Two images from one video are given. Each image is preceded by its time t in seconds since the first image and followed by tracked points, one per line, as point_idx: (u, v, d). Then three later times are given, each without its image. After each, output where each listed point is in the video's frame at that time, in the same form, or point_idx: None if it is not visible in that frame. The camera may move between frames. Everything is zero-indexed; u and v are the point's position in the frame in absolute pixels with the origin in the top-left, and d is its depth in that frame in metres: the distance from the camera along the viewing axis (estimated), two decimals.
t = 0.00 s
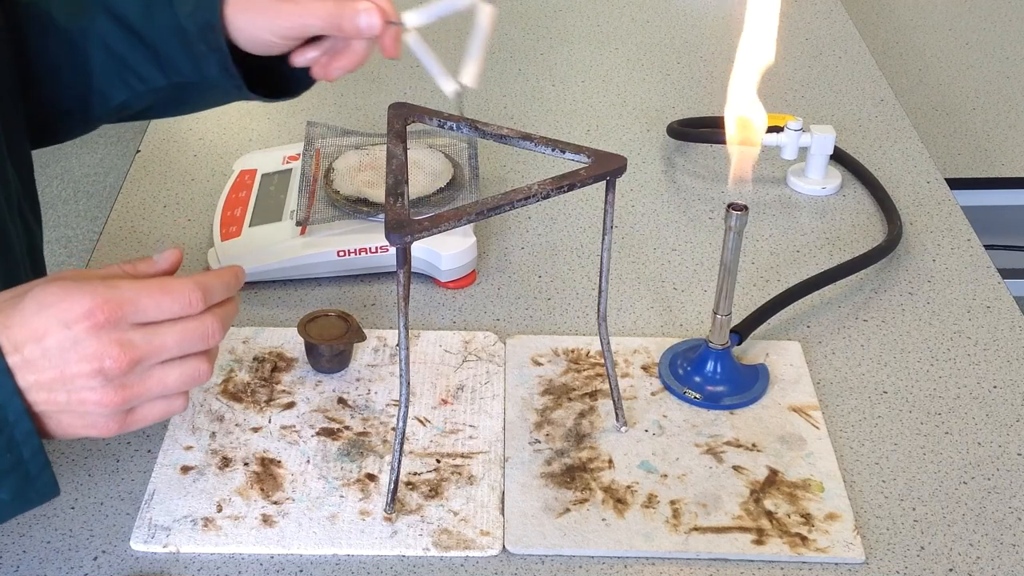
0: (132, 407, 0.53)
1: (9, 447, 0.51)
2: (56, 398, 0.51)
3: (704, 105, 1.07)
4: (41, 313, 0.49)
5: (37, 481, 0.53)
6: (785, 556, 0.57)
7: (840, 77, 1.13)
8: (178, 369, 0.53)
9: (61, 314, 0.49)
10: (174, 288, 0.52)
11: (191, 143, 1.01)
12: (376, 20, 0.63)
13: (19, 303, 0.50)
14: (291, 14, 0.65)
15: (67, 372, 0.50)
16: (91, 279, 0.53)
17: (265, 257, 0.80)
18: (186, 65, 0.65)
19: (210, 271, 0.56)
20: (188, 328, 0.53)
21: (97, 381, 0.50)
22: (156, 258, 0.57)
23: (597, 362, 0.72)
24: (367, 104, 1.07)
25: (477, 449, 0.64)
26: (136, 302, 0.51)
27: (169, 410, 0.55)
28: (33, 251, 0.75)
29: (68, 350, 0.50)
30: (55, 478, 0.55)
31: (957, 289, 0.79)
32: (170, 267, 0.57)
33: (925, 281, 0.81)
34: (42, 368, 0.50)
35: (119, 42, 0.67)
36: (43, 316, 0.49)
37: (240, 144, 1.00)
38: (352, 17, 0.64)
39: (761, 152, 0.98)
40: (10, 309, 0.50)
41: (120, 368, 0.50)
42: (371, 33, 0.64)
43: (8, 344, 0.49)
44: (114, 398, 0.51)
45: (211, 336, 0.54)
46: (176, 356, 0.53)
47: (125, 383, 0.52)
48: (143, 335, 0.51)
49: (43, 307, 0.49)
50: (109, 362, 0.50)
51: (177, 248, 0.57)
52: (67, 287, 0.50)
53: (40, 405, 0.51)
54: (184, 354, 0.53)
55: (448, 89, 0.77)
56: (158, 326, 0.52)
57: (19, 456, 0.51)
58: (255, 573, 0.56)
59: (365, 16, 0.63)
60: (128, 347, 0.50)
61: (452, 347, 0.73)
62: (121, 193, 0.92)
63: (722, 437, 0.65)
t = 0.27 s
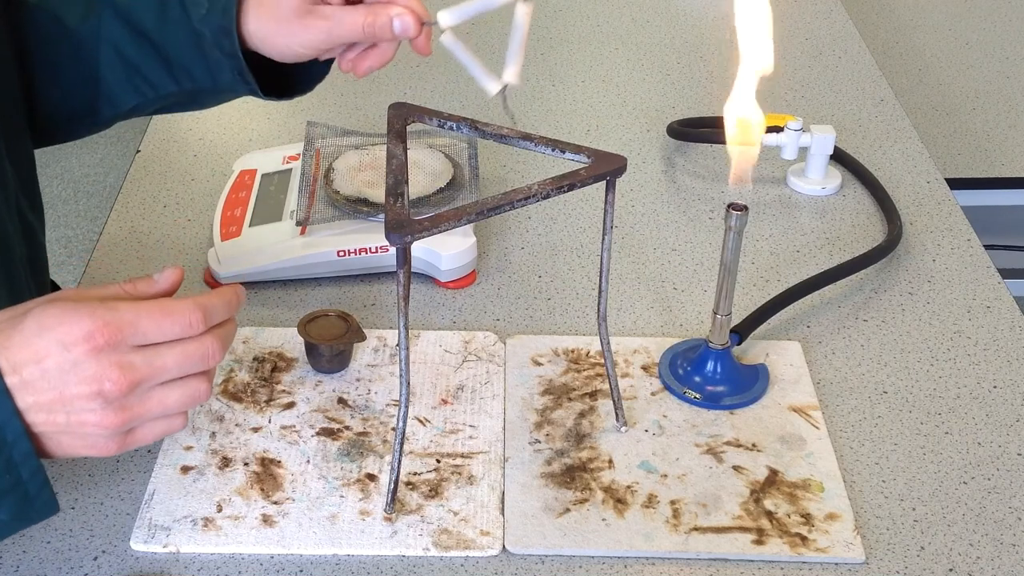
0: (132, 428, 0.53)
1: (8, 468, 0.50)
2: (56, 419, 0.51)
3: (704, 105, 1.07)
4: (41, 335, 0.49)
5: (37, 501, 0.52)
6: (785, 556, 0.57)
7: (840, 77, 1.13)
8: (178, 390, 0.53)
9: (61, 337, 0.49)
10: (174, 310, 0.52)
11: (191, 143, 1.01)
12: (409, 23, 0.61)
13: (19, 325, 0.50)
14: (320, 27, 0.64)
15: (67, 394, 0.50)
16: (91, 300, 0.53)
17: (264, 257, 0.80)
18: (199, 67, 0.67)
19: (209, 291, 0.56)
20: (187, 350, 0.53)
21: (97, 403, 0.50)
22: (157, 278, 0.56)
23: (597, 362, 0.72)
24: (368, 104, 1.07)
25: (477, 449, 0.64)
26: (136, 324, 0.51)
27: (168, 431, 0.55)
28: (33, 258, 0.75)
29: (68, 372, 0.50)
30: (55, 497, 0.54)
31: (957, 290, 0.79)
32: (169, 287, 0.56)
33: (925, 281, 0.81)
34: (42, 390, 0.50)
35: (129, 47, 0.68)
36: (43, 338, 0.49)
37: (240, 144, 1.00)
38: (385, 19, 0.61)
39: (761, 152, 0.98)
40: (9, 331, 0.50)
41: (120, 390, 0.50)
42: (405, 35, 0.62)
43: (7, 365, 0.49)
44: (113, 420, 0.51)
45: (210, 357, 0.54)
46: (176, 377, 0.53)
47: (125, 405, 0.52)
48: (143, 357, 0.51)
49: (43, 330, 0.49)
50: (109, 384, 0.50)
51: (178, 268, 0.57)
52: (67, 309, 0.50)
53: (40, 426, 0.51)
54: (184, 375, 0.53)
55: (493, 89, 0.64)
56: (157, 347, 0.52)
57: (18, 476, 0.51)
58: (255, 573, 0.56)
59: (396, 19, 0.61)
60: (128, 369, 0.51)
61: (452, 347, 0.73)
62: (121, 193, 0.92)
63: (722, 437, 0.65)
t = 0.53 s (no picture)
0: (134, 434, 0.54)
1: (13, 476, 0.50)
2: (58, 426, 0.51)
3: (704, 105, 1.07)
4: (43, 343, 0.49)
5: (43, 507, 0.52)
6: (785, 556, 0.57)
7: (840, 77, 1.13)
8: (180, 395, 0.54)
9: (65, 345, 0.50)
10: (175, 316, 0.53)
11: (191, 144, 1.01)
12: (418, 39, 0.61)
13: (20, 332, 0.50)
14: (332, 61, 0.64)
15: (70, 402, 0.50)
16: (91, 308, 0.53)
17: (264, 257, 0.80)
18: (198, 99, 0.67)
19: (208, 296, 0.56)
20: (189, 356, 0.53)
21: (101, 410, 0.51)
22: (156, 283, 0.56)
23: (597, 362, 0.72)
24: (368, 104, 1.07)
25: (477, 449, 0.64)
26: (139, 331, 0.51)
27: (169, 435, 0.55)
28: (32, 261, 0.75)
29: (71, 380, 0.50)
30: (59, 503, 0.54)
31: (957, 289, 0.79)
32: (169, 292, 0.56)
33: (925, 281, 0.81)
34: (44, 398, 0.50)
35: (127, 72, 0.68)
36: (46, 346, 0.49)
37: (240, 144, 1.00)
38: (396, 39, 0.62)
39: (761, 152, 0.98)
40: (10, 338, 0.50)
41: (124, 397, 0.51)
42: (416, 51, 0.62)
43: (10, 374, 0.49)
44: (117, 426, 0.52)
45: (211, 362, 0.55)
46: (177, 382, 0.54)
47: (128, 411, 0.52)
48: (145, 363, 0.52)
49: (45, 338, 0.50)
50: (113, 390, 0.51)
51: (177, 272, 0.57)
52: (68, 316, 0.50)
53: (43, 433, 0.51)
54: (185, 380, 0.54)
55: (517, 84, 0.69)
56: (159, 353, 0.53)
57: (24, 484, 0.51)
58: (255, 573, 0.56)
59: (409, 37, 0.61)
60: (131, 375, 0.51)
61: (452, 347, 0.73)
62: (121, 193, 0.92)
63: (722, 437, 0.65)
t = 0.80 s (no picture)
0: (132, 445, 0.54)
1: (9, 487, 0.50)
2: (55, 438, 0.51)
3: (704, 105, 1.07)
4: (39, 355, 0.50)
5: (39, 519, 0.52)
6: (785, 556, 0.57)
7: (840, 77, 1.13)
8: (178, 405, 0.54)
9: (60, 357, 0.50)
10: (172, 327, 0.52)
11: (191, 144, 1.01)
12: (412, 49, 0.59)
13: (16, 344, 0.50)
14: (328, 79, 0.63)
15: (67, 414, 0.50)
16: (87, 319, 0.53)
17: (264, 258, 0.80)
18: (190, 123, 0.67)
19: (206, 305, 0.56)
20: (186, 366, 0.53)
21: (97, 421, 0.51)
22: (153, 293, 0.56)
23: (597, 362, 0.72)
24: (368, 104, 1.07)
25: (477, 449, 0.64)
26: (135, 342, 0.51)
27: (167, 445, 0.55)
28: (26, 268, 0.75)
29: (67, 392, 0.50)
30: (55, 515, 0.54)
31: (957, 289, 0.79)
32: (166, 302, 0.56)
33: (925, 281, 0.81)
34: (41, 410, 0.50)
35: (120, 93, 0.68)
36: (42, 358, 0.50)
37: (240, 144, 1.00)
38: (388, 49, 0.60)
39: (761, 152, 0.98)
40: (7, 350, 0.50)
41: (121, 409, 0.51)
42: (411, 62, 0.60)
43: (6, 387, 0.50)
44: (113, 438, 0.52)
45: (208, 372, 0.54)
46: (175, 392, 0.54)
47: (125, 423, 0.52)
48: (142, 374, 0.52)
49: (41, 350, 0.50)
50: (109, 402, 0.50)
51: (174, 281, 0.57)
52: (64, 328, 0.50)
53: (39, 445, 0.51)
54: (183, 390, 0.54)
55: (514, 86, 0.69)
56: (156, 363, 0.53)
57: (20, 495, 0.51)
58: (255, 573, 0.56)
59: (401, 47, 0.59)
60: (127, 387, 0.51)
61: (452, 347, 0.73)
62: (121, 193, 0.92)
63: (722, 437, 0.65)
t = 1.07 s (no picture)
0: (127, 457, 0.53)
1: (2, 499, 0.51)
2: (50, 450, 0.51)
3: (704, 105, 1.07)
4: (33, 366, 0.50)
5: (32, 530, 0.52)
6: (785, 556, 0.57)
7: (840, 77, 1.13)
8: (172, 416, 0.54)
9: (55, 367, 0.50)
10: (166, 337, 0.52)
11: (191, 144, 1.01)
12: (406, 71, 0.59)
13: (11, 355, 0.50)
14: (320, 98, 0.62)
15: (61, 425, 0.50)
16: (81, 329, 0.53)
17: (264, 258, 0.80)
18: (180, 145, 0.65)
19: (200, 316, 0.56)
20: (180, 377, 0.53)
21: (91, 433, 0.51)
22: (148, 304, 0.56)
23: (597, 362, 0.72)
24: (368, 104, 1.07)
25: (477, 449, 0.64)
26: (129, 353, 0.51)
27: (162, 456, 0.55)
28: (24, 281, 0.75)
29: (62, 403, 0.50)
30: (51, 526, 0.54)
31: (957, 290, 0.79)
32: (161, 312, 0.56)
33: (925, 281, 0.81)
34: (36, 421, 0.50)
35: (106, 113, 0.66)
36: (36, 369, 0.50)
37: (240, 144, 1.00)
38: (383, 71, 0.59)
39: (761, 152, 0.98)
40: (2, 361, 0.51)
41: (115, 420, 0.51)
42: (406, 83, 0.60)
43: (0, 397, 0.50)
44: (107, 449, 0.52)
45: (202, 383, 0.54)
46: (169, 403, 0.53)
47: (119, 434, 0.52)
48: (136, 385, 0.52)
49: (36, 360, 0.50)
50: (103, 414, 0.50)
51: (169, 291, 0.57)
52: (59, 339, 0.51)
53: (34, 457, 0.51)
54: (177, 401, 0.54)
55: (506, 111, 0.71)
56: (150, 374, 0.53)
57: (13, 507, 0.51)
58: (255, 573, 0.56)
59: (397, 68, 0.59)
60: (121, 398, 0.51)
61: (452, 347, 0.73)
62: (121, 193, 0.92)
63: (722, 437, 0.65)
